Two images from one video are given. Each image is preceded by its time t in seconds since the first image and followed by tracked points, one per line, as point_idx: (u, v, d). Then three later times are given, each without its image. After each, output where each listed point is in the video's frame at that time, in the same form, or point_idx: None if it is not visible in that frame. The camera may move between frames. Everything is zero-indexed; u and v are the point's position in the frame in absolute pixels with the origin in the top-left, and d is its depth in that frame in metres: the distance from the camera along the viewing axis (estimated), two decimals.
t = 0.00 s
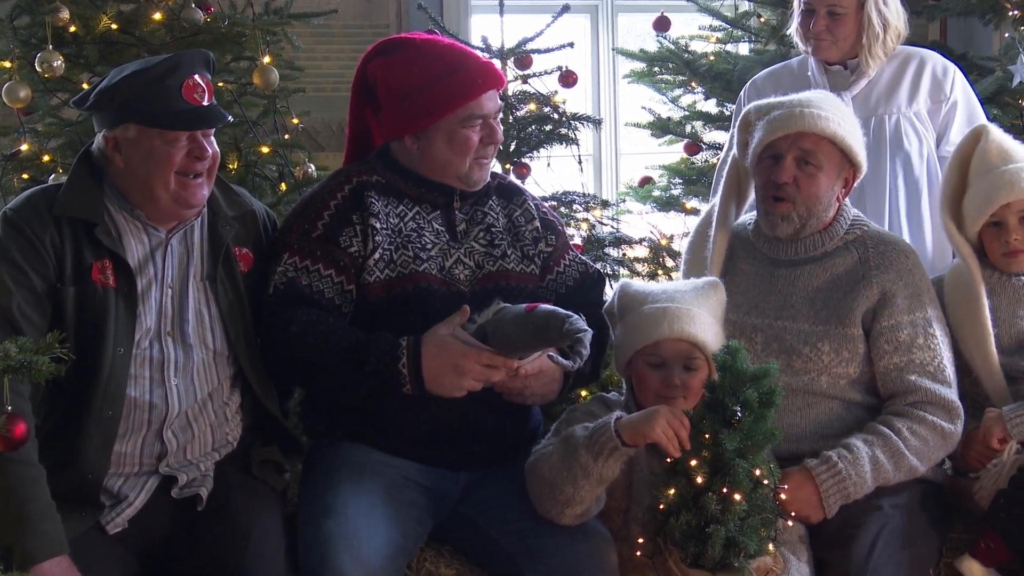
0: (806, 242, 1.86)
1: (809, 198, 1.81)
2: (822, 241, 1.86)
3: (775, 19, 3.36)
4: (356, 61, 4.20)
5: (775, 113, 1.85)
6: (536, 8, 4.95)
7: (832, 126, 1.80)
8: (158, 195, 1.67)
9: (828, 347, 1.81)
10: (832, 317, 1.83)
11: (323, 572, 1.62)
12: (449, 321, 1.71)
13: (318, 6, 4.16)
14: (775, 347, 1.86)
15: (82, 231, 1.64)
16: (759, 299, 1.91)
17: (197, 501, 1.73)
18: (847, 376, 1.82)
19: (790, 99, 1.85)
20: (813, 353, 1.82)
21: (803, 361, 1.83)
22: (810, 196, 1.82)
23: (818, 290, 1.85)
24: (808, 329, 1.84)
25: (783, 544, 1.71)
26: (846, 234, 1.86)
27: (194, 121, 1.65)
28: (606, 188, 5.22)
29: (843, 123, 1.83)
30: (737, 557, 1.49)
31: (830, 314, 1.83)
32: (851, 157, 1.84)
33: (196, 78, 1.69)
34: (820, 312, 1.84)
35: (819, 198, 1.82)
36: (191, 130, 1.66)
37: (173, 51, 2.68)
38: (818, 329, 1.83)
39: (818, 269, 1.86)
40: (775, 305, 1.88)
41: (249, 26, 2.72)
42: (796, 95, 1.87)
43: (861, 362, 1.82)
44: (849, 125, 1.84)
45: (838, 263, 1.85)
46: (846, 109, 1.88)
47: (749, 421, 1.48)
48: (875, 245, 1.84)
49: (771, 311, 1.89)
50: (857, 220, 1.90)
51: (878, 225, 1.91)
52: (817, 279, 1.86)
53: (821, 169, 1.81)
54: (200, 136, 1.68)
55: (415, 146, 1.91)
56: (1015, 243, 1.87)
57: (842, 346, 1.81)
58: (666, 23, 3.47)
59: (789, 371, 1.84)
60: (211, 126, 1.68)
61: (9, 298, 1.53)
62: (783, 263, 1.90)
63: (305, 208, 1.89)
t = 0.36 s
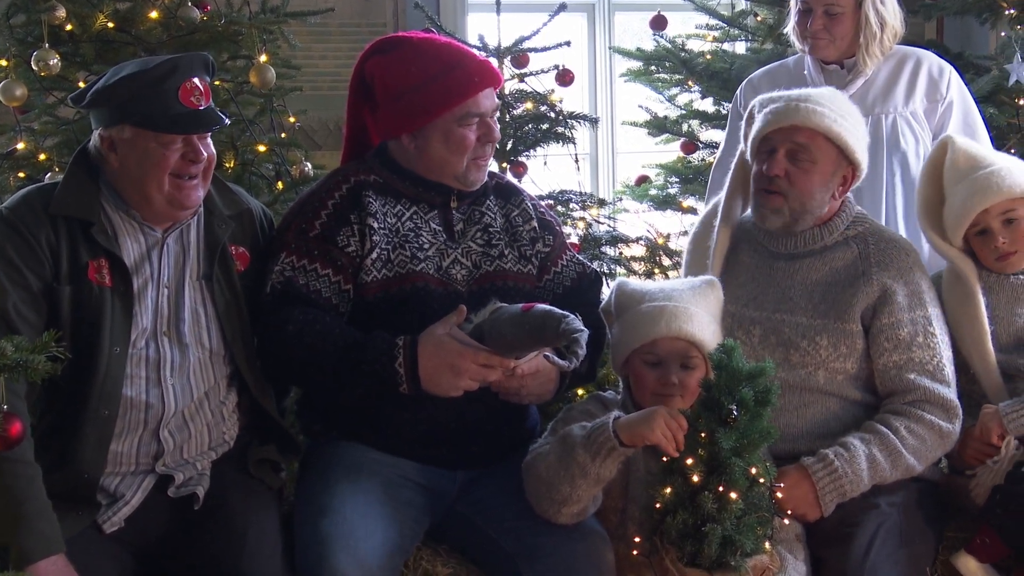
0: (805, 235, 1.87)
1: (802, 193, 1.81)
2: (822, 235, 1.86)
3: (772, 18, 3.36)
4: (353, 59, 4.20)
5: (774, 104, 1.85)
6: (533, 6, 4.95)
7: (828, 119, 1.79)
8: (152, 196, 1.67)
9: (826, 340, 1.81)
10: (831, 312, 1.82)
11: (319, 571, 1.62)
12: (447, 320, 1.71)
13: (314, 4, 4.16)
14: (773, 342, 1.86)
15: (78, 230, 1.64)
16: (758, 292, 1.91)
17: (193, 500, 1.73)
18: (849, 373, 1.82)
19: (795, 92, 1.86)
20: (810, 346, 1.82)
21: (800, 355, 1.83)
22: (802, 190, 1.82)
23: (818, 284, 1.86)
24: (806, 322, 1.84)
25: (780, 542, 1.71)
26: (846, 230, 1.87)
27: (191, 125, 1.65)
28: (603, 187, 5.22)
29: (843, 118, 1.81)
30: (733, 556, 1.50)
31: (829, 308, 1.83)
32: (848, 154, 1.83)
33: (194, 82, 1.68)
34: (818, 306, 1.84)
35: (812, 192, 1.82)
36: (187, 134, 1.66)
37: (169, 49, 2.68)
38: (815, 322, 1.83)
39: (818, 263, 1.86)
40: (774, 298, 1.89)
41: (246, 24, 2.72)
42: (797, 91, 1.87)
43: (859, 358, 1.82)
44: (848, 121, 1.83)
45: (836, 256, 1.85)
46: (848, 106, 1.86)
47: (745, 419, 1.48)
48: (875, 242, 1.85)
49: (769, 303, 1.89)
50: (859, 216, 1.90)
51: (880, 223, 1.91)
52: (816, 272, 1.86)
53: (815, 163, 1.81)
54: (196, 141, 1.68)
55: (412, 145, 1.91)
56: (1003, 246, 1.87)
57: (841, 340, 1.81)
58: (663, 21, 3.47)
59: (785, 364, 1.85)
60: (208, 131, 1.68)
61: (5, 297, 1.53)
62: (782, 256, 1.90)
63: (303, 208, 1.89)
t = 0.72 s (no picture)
0: (801, 225, 1.83)
1: (763, 180, 1.86)
2: (818, 228, 1.81)
3: (769, 17, 3.37)
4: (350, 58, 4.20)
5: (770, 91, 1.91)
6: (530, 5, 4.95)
7: (784, 109, 1.81)
8: (147, 195, 1.67)
9: (812, 334, 1.79)
10: (820, 307, 1.79)
11: (316, 570, 1.62)
12: (443, 319, 1.71)
13: (311, 2, 4.16)
14: (763, 329, 1.86)
15: (74, 229, 1.64)
16: (754, 284, 1.92)
17: (189, 498, 1.73)
18: (847, 374, 1.79)
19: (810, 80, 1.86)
20: (798, 340, 1.81)
21: (787, 348, 1.82)
22: (764, 178, 1.86)
23: (815, 277, 1.81)
24: (794, 313, 1.82)
25: (777, 541, 1.71)
26: (847, 225, 1.80)
27: (185, 122, 1.65)
28: (599, 186, 5.22)
29: (804, 112, 1.79)
30: (729, 553, 1.48)
31: (820, 302, 1.79)
32: (806, 147, 1.78)
33: (189, 79, 1.68)
34: (810, 300, 1.81)
35: (770, 181, 1.84)
36: (182, 132, 1.66)
37: (166, 47, 2.67)
38: (805, 315, 1.81)
39: (814, 255, 1.82)
40: (773, 288, 1.87)
41: (242, 23, 2.73)
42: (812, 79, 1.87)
43: (850, 356, 1.78)
44: (818, 112, 1.78)
45: (833, 252, 1.80)
46: (832, 98, 1.78)
47: (741, 417, 1.49)
48: (875, 239, 1.78)
49: (766, 290, 1.89)
50: (868, 210, 1.82)
51: (888, 219, 1.83)
52: (811, 265, 1.82)
53: (770, 152, 1.84)
54: (191, 138, 1.68)
55: (409, 144, 1.91)
56: (998, 252, 1.87)
57: (828, 337, 1.78)
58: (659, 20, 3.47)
59: (773, 357, 1.84)
60: (205, 128, 1.68)
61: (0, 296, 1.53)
62: (784, 245, 1.88)
63: (300, 207, 1.89)
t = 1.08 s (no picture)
0: (813, 224, 1.83)
1: (775, 186, 1.85)
2: (832, 226, 1.81)
3: (766, 16, 3.37)
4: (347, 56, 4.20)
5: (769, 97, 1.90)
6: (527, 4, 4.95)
7: (791, 115, 1.81)
8: (144, 194, 1.67)
9: (823, 332, 1.77)
10: (832, 305, 1.77)
11: (313, 570, 1.63)
12: (439, 318, 1.70)
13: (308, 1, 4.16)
14: (771, 325, 1.83)
15: (70, 228, 1.64)
16: (753, 282, 1.91)
17: (186, 498, 1.73)
18: (855, 374, 1.78)
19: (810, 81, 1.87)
20: (807, 337, 1.78)
21: (795, 344, 1.79)
22: (775, 184, 1.85)
23: (826, 273, 1.80)
24: (806, 311, 1.80)
25: (775, 541, 1.71)
26: (861, 224, 1.80)
27: (181, 121, 1.65)
28: (596, 184, 5.22)
29: (812, 116, 1.79)
30: (727, 553, 1.49)
31: (831, 300, 1.78)
32: (818, 151, 1.78)
33: (186, 78, 1.68)
34: (822, 299, 1.79)
35: (783, 186, 1.84)
36: (178, 130, 1.66)
37: (163, 46, 2.67)
38: (817, 313, 1.78)
39: (827, 252, 1.81)
40: (782, 285, 1.84)
41: (239, 21, 2.72)
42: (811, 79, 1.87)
43: (859, 356, 1.77)
44: (826, 115, 1.78)
45: (847, 250, 1.80)
46: (839, 99, 1.79)
47: (739, 417, 1.49)
48: (889, 239, 1.78)
49: (774, 287, 1.85)
50: (882, 210, 1.83)
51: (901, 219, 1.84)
52: (823, 263, 1.81)
53: (781, 158, 1.83)
54: (188, 136, 1.68)
55: (405, 143, 1.91)
56: (1000, 234, 1.87)
57: (839, 336, 1.76)
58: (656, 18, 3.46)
59: (780, 354, 1.81)
60: (202, 127, 1.68)
61: None
62: (796, 243, 1.86)
63: (296, 207, 1.89)
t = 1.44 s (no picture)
0: (814, 226, 1.83)
1: (775, 188, 1.85)
2: (833, 228, 1.81)
3: (762, 15, 3.37)
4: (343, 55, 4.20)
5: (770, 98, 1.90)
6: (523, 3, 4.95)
7: (792, 119, 1.80)
8: (142, 193, 1.67)
9: (823, 335, 1.77)
10: (833, 308, 1.77)
11: (309, 569, 1.63)
12: (435, 319, 1.68)
13: None
14: (771, 326, 1.83)
15: (66, 228, 1.64)
16: (748, 282, 1.91)
17: (182, 497, 1.73)
18: (855, 377, 1.78)
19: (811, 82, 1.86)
20: (807, 341, 1.78)
21: (795, 347, 1.80)
22: (776, 186, 1.85)
23: (826, 274, 1.80)
24: (809, 314, 1.79)
25: (770, 540, 1.72)
26: (862, 225, 1.80)
27: (179, 120, 1.65)
28: (592, 184, 5.22)
29: (813, 120, 1.78)
30: (723, 552, 1.49)
31: (832, 301, 1.78)
32: (819, 155, 1.78)
33: (183, 77, 1.68)
34: (823, 301, 1.79)
35: (784, 189, 1.84)
36: (176, 130, 1.66)
37: (158, 45, 2.67)
38: (818, 316, 1.78)
39: (828, 255, 1.81)
40: (783, 287, 1.84)
41: (235, 20, 2.72)
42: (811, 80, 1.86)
43: (859, 359, 1.77)
44: (828, 119, 1.78)
45: (847, 252, 1.79)
46: (841, 102, 1.78)
47: (737, 417, 1.49)
48: (891, 241, 1.78)
49: (776, 288, 1.85)
50: (883, 211, 1.82)
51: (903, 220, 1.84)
52: (823, 266, 1.81)
53: (782, 162, 1.83)
54: (186, 135, 1.68)
55: (403, 142, 1.91)
56: (995, 227, 1.88)
57: (839, 339, 1.76)
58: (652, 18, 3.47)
59: (779, 355, 1.81)
60: (200, 126, 1.68)
61: None
62: (797, 244, 1.86)
63: (292, 208, 1.89)
